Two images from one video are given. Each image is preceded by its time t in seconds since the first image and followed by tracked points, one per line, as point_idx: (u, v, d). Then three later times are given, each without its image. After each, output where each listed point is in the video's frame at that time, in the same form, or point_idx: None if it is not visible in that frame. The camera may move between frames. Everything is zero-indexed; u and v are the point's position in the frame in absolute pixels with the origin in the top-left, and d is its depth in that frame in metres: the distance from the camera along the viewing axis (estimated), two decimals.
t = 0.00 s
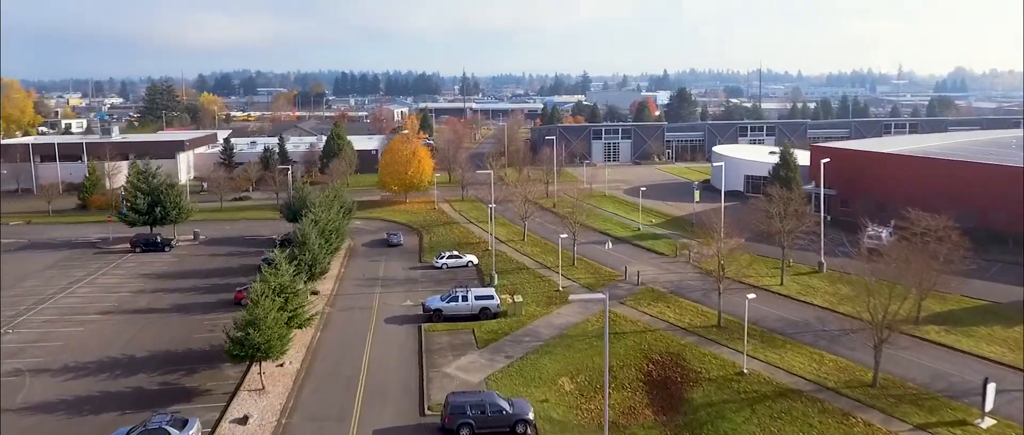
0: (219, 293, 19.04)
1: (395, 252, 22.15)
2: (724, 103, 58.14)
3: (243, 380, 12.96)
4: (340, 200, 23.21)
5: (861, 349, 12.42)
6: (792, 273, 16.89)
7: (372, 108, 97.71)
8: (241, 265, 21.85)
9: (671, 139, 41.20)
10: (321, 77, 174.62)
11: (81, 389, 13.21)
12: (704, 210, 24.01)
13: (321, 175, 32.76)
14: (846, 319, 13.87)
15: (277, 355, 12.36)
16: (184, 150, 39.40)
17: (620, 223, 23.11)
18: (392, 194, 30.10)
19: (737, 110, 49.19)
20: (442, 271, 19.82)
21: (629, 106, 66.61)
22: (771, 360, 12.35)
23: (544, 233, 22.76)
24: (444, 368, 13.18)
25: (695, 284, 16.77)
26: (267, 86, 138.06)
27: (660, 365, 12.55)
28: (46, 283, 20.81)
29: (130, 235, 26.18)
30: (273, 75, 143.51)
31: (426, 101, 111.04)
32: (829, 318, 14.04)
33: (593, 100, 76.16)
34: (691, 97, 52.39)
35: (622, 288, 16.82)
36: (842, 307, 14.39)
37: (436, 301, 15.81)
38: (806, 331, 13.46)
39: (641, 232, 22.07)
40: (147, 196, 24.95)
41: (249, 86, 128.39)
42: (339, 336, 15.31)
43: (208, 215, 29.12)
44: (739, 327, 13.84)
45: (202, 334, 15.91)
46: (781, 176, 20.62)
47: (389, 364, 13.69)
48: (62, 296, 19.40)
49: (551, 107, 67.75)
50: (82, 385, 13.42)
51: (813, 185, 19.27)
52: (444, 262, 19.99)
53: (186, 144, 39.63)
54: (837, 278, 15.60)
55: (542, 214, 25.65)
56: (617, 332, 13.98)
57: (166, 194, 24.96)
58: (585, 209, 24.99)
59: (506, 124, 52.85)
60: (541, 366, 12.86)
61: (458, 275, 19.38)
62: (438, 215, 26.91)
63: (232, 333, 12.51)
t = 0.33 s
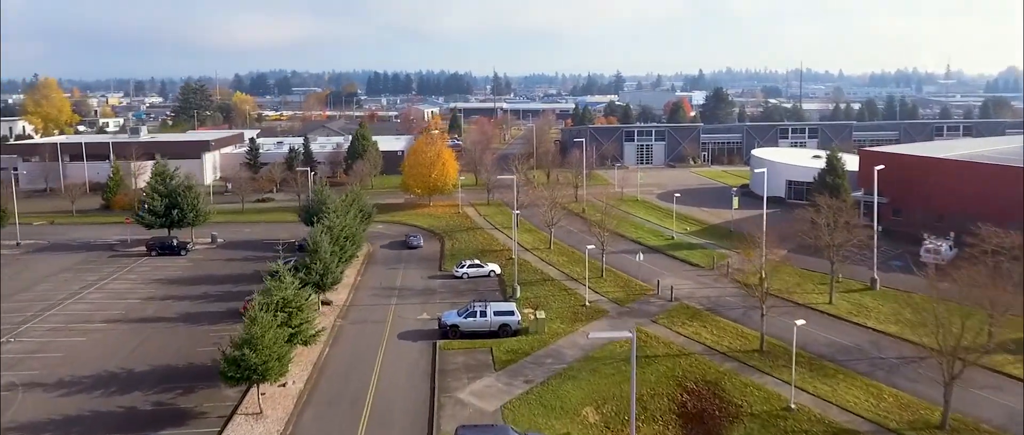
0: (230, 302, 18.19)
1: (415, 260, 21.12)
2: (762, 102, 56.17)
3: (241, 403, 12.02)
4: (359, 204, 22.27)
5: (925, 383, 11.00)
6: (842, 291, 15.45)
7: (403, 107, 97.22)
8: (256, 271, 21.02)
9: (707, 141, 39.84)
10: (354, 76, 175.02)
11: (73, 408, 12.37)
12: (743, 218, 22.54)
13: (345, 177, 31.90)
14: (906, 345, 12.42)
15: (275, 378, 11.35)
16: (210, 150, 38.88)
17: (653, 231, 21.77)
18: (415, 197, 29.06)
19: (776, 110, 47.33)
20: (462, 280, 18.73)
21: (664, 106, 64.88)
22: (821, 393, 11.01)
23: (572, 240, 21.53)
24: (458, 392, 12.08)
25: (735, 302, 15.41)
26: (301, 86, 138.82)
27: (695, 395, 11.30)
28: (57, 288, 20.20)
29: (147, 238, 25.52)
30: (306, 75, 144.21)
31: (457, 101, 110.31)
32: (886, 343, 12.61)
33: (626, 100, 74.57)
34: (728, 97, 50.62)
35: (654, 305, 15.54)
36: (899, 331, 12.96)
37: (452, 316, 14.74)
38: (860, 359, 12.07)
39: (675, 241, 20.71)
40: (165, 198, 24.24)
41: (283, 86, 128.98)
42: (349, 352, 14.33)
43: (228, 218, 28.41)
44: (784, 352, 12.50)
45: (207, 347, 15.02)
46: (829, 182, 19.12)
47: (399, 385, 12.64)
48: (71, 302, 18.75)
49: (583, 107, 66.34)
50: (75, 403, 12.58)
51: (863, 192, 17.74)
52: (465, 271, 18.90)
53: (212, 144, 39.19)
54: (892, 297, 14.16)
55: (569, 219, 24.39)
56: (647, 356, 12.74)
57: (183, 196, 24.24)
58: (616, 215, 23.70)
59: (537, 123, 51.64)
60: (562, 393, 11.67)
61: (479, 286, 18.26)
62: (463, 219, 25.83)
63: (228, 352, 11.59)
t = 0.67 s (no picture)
0: (237, 313, 17.31)
1: (432, 268, 20.05)
2: (800, 102, 54.08)
3: (232, 429, 11.11)
4: (376, 208, 21.33)
5: (1000, 425, 9.57)
6: (895, 311, 14.01)
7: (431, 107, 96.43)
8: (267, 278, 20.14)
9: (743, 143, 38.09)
10: (385, 76, 175.06)
11: (56, 429, 11.48)
12: (782, 227, 21.06)
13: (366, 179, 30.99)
14: (974, 378, 10.97)
15: (265, 405, 10.46)
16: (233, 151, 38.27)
17: (685, 240, 20.41)
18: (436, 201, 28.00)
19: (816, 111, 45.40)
20: (481, 292, 17.61)
21: (697, 107, 63.03)
22: (878, 434, 9.66)
23: (598, 249, 20.28)
24: (467, 422, 10.96)
25: (776, 322, 14.04)
26: (332, 85, 139.11)
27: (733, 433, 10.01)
28: (64, 293, 19.52)
29: (162, 241, 24.83)
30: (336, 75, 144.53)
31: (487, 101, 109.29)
32: (950, 374, 11.17)
33: (658, 100, 72.78)
34: (764, 96, 48.72)
35: (687, 324, 14.24)
36: (963, 360, 11.51)
37: (466, 334, 13.64)
38: (921, 394, 10.66)
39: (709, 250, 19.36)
40: (178, 201, 23.50)
41: (314, 86, 129.24)
42: (354, 370, 13.34)
43: (245, 221, 27.66)
44: (833, 384, 11.15)
45: (207, 363, 14.10)
46: (878, 189, 17.62)
47: (404, 410, 11.60)
48: (75, 308, 18.02)
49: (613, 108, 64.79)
50: (59, 424, 11.70)
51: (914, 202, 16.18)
52: (483, 282, 17.78)
53: (235, 144, 38.58)
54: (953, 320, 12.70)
55: (595, 224, 23.13)
56: (678, 384, 11.48)
57: (197, 199, 23.47)
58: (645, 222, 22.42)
59: (566, 124, 50.29)
60: (581, 427, 10.46)
61: (498, 298, 17.13)
62: (485, 224, 24.72)
63: (217, 374, 10.73)
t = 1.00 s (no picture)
0: (239, 325, 16.37)
1: (446, 278, 18.96)
2: (838, 102, 51.97)
3: None
4: (388, 213, 20.37)
5: None
6: (953, 335, 12.54)
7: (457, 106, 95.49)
8: (274, 286, 19.22)
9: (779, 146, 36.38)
10: (413, 76, 175.04)
11: None
12: (824, 237, 19.55)
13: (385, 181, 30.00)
14: None
15: None
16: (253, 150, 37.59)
17: (717, 249, 19.04)
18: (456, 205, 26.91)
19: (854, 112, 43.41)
20: (496, 306, 16.44)
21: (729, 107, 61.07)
22: None
23: (623, 260, 18.97)
24: None
25: (820, 347, 12.66)
26: (360, 85, 139.20)
27: None
28: (65, 300, 18.87)
29: (172, 245, 24.07)
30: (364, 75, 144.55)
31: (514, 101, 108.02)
32: None
33: (689, 100, 70.94)
34: (800, 97, 46.78)
35: (718, 348, 12.93)
36: None
37: (475, 355, 12.50)
38: None
39: (744, 262, 17.97)
40: (188, 204, 22.70)
41: (343, 86, 129.29)
42: (354, 392, 12.30)
43: (259, 224, 26.83)
44: (887, 424, 9.81)
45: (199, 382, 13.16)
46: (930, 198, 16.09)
47: None
48: (73, 317, 17.31)
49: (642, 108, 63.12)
50: None
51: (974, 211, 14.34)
52: (499, 295, 16.60)
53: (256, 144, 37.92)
54: None
55: (621, 232, 21.82)
56: (710, 421, 10.20)
57: (207, 202, 22.65)
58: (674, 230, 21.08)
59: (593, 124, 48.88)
60: None
61: (514, 313, 15.93)
62: (504, 230, 23.58)
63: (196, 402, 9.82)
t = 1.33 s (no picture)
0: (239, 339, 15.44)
1: (462, 289, 17.84)
2: (881, 102, 49.70)
3: None
4: (402, 219, 19.32)
5: None
6: None
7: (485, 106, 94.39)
8: (282, 296, 18.30)
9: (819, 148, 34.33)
10: (443, 76, 174.58)
11: None
12: (870, 249, 18.02)
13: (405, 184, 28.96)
14: None
15: None
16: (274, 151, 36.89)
17: (753, 262, 17.65)
18: (476, 209, 25.78)
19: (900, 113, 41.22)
20: (512, 321, 15.28)
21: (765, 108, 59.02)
22: None
23: (651, 272, 17.66)
24: None
25: (871, 379, 11.28)
26: (390, 85, 138.97)
27: None
28: (67, 307, 18.16)
29: (183, 250, 23.34)
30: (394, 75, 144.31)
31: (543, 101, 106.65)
32: None
33: (723, 101, 68.90)
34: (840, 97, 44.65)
35: (755, 377, 11.61)
36: None
37: (484, 382, 11.35)
38: None
39: (782, 277, 16.54)
40: (198, 207, 21.91)
41: (373, 86, 129.12)
42: (351, 420, 11.22)
43: (273, 228, 26.00)
44: None
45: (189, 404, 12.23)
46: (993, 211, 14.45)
47: None
48: (72, 327, 16.57)
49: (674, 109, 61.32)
50: None
51: None
52: (516, 311, 15.43)
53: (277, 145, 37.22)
54: None
55: (649, 240, 20.49)
56: None
57: (218, 205, 21.85)
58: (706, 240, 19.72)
59: (623, 125, 47.35)
60: None
61: (532, 331, 14.75)
62: (525, 237, 22.41)
63: None
